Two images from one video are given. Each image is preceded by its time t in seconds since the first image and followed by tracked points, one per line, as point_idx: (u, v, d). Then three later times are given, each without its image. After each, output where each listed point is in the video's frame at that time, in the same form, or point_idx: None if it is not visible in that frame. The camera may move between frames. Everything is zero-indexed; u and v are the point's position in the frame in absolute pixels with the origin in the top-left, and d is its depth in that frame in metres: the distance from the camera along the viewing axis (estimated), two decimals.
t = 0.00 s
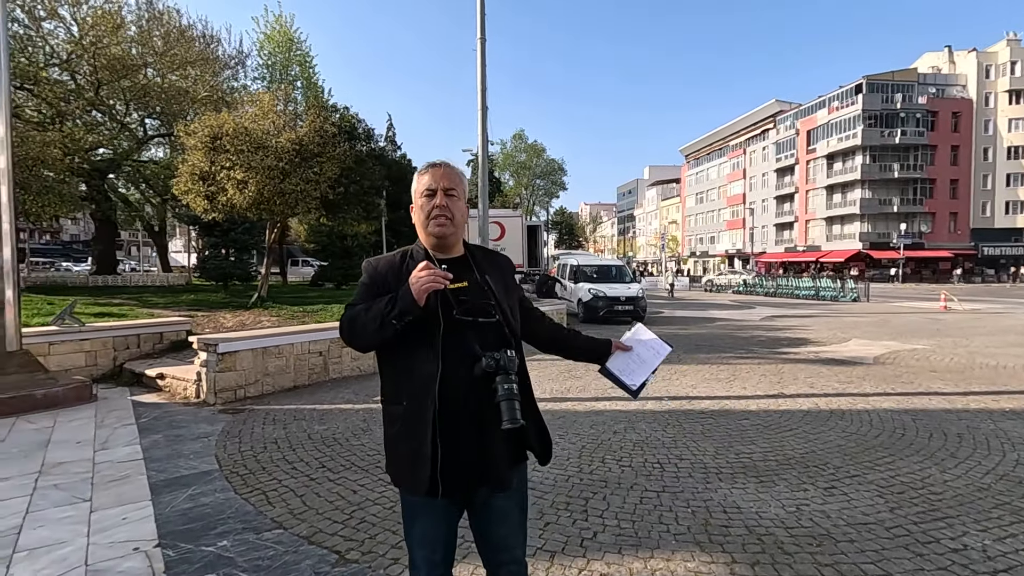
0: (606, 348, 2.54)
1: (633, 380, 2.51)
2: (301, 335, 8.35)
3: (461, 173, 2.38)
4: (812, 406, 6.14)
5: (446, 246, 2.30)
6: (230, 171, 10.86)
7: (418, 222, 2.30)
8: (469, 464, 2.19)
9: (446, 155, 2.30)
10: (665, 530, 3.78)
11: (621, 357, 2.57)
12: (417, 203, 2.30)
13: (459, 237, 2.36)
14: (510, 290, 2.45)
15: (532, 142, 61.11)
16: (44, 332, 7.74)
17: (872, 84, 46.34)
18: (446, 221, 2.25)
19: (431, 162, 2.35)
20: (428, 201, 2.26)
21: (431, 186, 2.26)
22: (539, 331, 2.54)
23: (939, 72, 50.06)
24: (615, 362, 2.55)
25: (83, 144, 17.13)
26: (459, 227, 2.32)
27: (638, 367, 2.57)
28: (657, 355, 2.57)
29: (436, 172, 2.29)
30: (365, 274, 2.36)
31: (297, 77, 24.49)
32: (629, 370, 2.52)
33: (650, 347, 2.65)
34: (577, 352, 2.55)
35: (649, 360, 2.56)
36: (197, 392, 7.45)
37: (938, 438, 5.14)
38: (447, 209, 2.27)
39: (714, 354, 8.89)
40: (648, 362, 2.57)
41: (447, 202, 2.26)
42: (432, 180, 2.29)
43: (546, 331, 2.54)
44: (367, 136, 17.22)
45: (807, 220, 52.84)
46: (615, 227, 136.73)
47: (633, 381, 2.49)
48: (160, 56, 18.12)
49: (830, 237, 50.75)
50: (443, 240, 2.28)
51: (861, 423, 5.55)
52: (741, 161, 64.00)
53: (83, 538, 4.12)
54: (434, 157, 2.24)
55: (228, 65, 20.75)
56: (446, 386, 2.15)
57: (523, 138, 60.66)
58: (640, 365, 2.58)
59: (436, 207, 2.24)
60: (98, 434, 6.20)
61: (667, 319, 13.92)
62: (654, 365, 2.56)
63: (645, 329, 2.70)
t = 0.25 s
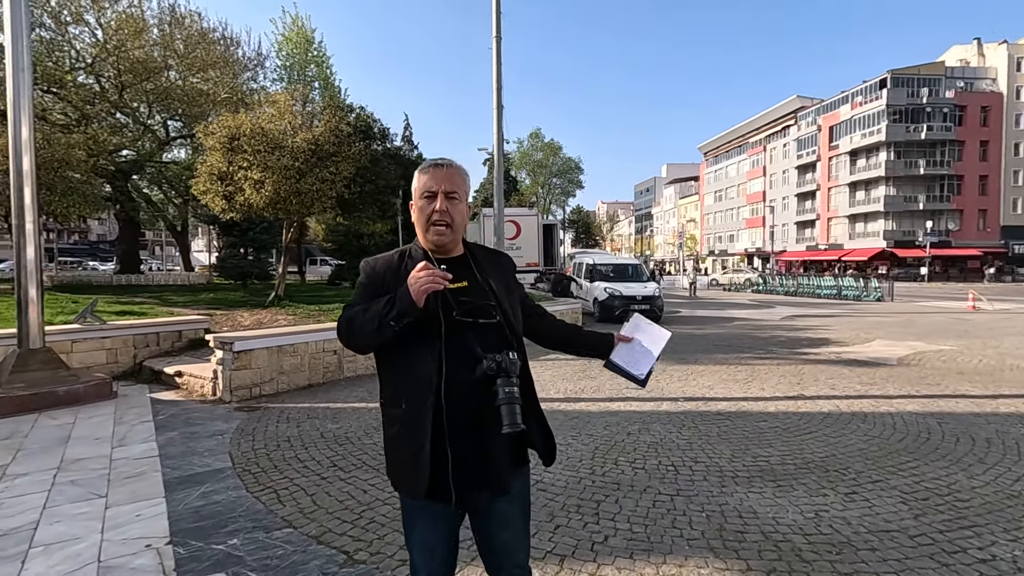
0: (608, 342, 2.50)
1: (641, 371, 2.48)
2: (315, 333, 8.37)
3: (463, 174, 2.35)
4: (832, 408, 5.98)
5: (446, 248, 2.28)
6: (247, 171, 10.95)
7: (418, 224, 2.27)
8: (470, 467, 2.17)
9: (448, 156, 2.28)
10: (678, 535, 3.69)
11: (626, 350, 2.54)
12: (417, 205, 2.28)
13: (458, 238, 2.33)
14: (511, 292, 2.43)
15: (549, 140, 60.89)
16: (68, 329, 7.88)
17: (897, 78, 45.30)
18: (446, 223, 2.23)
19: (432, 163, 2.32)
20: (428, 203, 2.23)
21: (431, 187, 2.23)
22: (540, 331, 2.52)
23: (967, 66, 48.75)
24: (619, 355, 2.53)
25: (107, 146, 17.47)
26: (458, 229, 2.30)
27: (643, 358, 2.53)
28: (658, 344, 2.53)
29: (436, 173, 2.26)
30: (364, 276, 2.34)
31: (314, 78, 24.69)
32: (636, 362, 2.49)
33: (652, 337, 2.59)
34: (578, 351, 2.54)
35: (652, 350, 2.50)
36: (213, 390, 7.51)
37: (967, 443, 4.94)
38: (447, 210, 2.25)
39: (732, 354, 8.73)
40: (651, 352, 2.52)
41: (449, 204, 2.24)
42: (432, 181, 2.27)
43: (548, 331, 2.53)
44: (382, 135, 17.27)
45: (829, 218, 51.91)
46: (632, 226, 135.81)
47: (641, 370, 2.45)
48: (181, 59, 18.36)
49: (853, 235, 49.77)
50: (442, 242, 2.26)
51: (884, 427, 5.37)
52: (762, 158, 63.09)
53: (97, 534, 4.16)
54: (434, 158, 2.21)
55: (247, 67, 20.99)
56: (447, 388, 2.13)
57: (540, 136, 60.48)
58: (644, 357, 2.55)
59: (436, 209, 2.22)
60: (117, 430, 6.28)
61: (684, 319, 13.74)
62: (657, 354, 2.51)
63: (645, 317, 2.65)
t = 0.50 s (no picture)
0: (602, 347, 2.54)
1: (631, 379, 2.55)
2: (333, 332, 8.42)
3: (461, 173, 2.32)
4: (858, 411, 5.81)
5: (444, 249, 2.26)
6: (268, 172, 11.10)
7: (416, 225, 2.25)
8: (468, 471, 2.14)
9: (447, 155, 2.24)
10: (693, 540, 3.60)
11: (616, 358, 2.60)
12: (415, 205, 2.25)
13: (457, 238, 2.31)
14: (510, 293, 2.41)
15: (569, 138, 60.60)
16: (95, 327, 8.06)
17: (929, 71, 44.03)
18: (444, 224, 2.20)
19: (430, 161, 2.28)
20: (426, 204, 2.21)
21: (429, 187, 2.20)
22: (537, 335, 2.53)
23: (1003, 57, 47.18)
24: (610, 363, 2.57)
25: (135, 148, 17.88)
26: (456, 231, 2.28)
27: (633, 366, 2.59)
28: (648, 355, 2.62)
29: (435, 172, 2.22)
30: (360, 276, 2.32)
31: (335, 79, 24.93)
32: (627, 369, 2.55)
33: (642, 348, 2.67)
34: (574, 355, 2.56)
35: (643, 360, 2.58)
36: (234, 387, 7.60)
37: (1000, 450, 4.74)
38: (446, 211, 2.21)
39: (754, 355, 8.55)
40: (641, 362, 2.58)
41: (447, 206, 2.20)
42: (430, 180, 2.23)
43: (544, 332, 2.54)
44: (401, 135, 17.35)
45: (857, 215, 50.73)
46: (653, 224, 134.58)
47: (631, 379, 2.53)
48: (208, 62, 18.69)
49: (882, 233, 48.55)
50: (441, 244, 2.24)
51: (911, 431, 5.19)
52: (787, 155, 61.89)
53: (116, 529, 4.22)
54: (434, 157, 2.17)
55: (270, 69, 21.28)
56: (445, 391, 2.10)
57: (560, 134, 60.22)
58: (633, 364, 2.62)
59: (433, 210, 2.19)
60: (139, 426, 6.39)
61: (705, 318, 13.53)
62: (647, 365, 2.59)
63: (634, 330, 2.73)
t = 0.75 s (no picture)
0: (596, 352, 2.54)
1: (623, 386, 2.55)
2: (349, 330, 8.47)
3: (462, 173, 2.30)
4: (880, 413, 5.65)
5: (443, 249, 2.24)
6: (286, 171, 11.22)
7: (416, 226, 2.23)
8: (462, 473, 2.14)
9: (447, 154, 2.22)
10: (705, 542, 3.53)
11: (609, 363, 2.60)
12: (415, 205, 2.23)
13: (456, 239, 2.29)
14: (509, 294, 2.38)
15: (588, 136, 60.22)
16: (118, 325, 8.23)
17: (958, 64, 42.80)
18: (443, 226, 2.18)
19: (429, 161, 2.25)
20: (426, 203, 2.19)
21: (429, 188, 2.18)
22: (533, 335, 2.53)
23: None
24: (603, 368, 2.57)
25: (158, 149, 18.25)
26: (455, 231, 2.26)
27: (623, 375, 2.61)
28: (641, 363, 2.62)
29: (434, 172, 2.20)
30: (358, 275, 2.31)
31: (353, 79, 25.16)
32: (621, 376, 2.55)
33: (633, 357, 2.68)
34: (568, 358, 2.56)
35: (634, 370, 2.59)
36: (251, 383, 7.70)
37: None
38: (444, 212, 2.20)
39: (773, 355, 8.40)
40: (632, 371, 2.61)
41: (446, 207, 2.19)
42: (430, 180, 2.22)
43: (539, 332, 2.54)
44: (417, 133, 17.41)
45: (882, 213, 49.62)
46: (672, 222, 133.40)
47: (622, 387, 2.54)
48: (230, 64, 18.98)
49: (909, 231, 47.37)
50: (440, 244, 2.23)
51: (937, 435, 5.02)
52: (810, 152, 60.91)
53: (133, 522, 4.29)
54: (432, 158, 2.15)
55: (291, 70, 21.55)
56: (440, 394, 2.10)
57: (578, 132, 59.86)
58: (625, 373, 2.62)
59: (433, 211, 2.18)
60: (159, 421, 6.50)
61: (724, 317, 13.34)
62: (637, 375, 2.61)
63: (627, 338, 2.74)
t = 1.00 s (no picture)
0: (597, 355, 2.50)
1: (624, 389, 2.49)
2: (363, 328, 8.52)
3: (461, 174, 2.28)
4: (901, 417, 5.48)
5: (442, 251, 2.23)
6: (304, 172, 11.37)
7: (415, 227, 2.23)
8: (459, 469, 2.13)
9: (445, 156, 2.20)
10: (712, 546, 3.47)
11: (610, 366, 2.55)
12: (415, 208, 2.22)
13: (455, 241, 2.28)
14: (507, 294, 2.36)
15: (608, 134, 59.74)
16: (142, 322, 8.43)
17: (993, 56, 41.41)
18: (441, 229, 2.17)
19: (428, 162, 2.24)
20: (425, 205, 2.18)
21: (427, 190, 2.18)
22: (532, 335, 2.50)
23: None
24: (604, 371, 2.52)
25: (183, 150, 18.67)
26: (454, 232, 2.24)
27: (626, 379, 2.54)
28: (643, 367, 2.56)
29: (432, 174, 2.19)
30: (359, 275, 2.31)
31: (373, 79, 25.41)
32: (620, 379, 2.51)
33: (634, 359, 2.61)
34: (568, 359, 2.53)
35: (635, 373, 2.52)
36: (269, 380, 7.81)
37: None
38: (443, 214, 2.18)
39: (793, 356, 8.21)
40: (636, 374, 2.54)
41: (444, 209, 2.18)
42: (429, 182, 2.20)
43: (539, 332, 2.51)
44: (434, 133, 17.51)
45: (912, 210, 48.16)
46: (694, 220, 131.87)
47: (623, 391, 2.49)
48: (252, 65, 19.33)
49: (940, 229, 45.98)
50: (439, 246, 2.21)
51: (960, 441, 4.84)
52: (836, 148, 59.44)
53: (148, 515, 4.38)
54: (430, 159, 2.14)
55: (312, 71, 21.82)
56: (436, 392, 2.09)
57: (598, 130, 59.43)
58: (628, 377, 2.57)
59: (431, 212, 2.17)
60: (178, 417, 6.64)
61: (745, 317, 13.12)
62: (639, 378, 2.53)
63: (630, 341, 2.68)
